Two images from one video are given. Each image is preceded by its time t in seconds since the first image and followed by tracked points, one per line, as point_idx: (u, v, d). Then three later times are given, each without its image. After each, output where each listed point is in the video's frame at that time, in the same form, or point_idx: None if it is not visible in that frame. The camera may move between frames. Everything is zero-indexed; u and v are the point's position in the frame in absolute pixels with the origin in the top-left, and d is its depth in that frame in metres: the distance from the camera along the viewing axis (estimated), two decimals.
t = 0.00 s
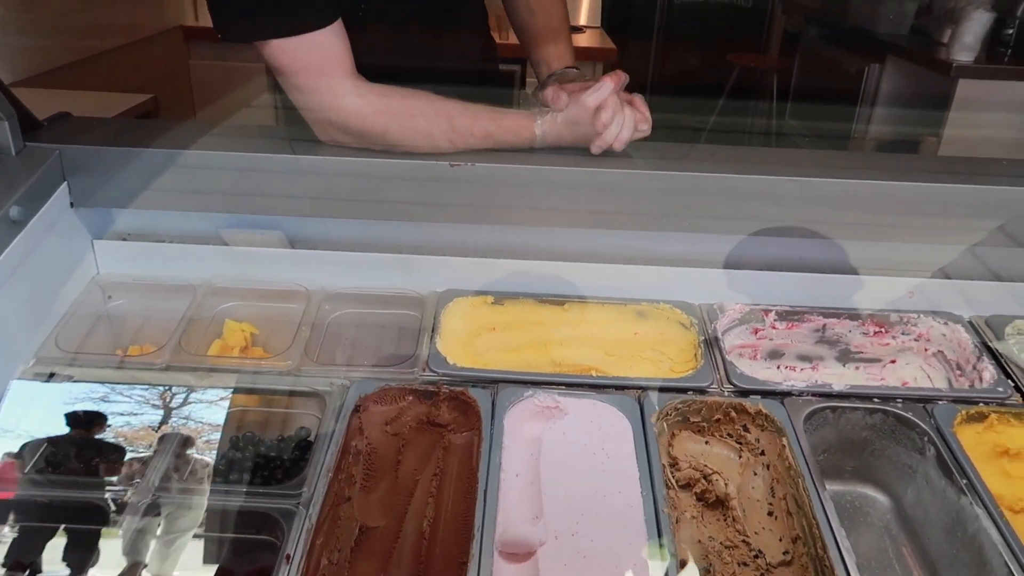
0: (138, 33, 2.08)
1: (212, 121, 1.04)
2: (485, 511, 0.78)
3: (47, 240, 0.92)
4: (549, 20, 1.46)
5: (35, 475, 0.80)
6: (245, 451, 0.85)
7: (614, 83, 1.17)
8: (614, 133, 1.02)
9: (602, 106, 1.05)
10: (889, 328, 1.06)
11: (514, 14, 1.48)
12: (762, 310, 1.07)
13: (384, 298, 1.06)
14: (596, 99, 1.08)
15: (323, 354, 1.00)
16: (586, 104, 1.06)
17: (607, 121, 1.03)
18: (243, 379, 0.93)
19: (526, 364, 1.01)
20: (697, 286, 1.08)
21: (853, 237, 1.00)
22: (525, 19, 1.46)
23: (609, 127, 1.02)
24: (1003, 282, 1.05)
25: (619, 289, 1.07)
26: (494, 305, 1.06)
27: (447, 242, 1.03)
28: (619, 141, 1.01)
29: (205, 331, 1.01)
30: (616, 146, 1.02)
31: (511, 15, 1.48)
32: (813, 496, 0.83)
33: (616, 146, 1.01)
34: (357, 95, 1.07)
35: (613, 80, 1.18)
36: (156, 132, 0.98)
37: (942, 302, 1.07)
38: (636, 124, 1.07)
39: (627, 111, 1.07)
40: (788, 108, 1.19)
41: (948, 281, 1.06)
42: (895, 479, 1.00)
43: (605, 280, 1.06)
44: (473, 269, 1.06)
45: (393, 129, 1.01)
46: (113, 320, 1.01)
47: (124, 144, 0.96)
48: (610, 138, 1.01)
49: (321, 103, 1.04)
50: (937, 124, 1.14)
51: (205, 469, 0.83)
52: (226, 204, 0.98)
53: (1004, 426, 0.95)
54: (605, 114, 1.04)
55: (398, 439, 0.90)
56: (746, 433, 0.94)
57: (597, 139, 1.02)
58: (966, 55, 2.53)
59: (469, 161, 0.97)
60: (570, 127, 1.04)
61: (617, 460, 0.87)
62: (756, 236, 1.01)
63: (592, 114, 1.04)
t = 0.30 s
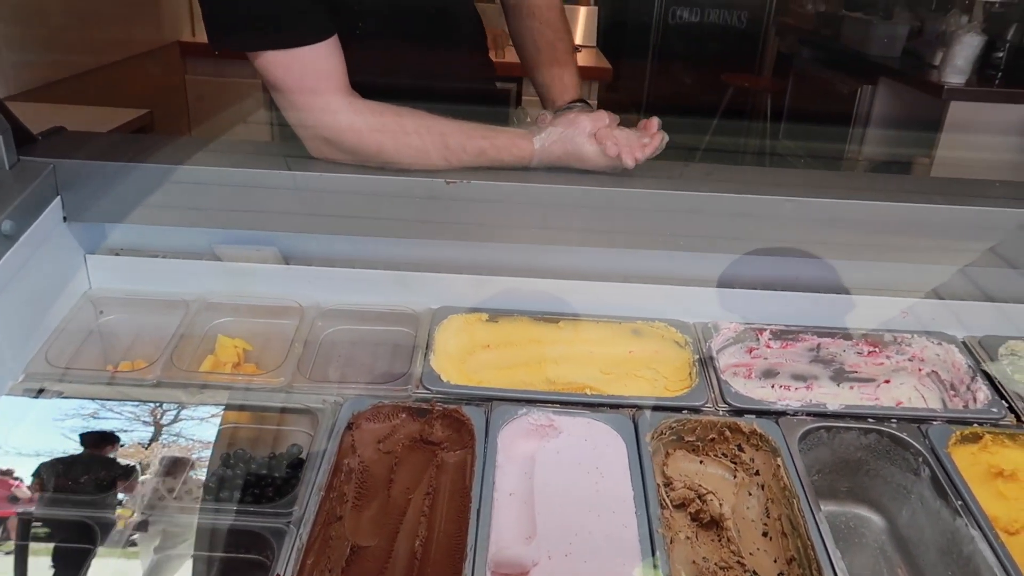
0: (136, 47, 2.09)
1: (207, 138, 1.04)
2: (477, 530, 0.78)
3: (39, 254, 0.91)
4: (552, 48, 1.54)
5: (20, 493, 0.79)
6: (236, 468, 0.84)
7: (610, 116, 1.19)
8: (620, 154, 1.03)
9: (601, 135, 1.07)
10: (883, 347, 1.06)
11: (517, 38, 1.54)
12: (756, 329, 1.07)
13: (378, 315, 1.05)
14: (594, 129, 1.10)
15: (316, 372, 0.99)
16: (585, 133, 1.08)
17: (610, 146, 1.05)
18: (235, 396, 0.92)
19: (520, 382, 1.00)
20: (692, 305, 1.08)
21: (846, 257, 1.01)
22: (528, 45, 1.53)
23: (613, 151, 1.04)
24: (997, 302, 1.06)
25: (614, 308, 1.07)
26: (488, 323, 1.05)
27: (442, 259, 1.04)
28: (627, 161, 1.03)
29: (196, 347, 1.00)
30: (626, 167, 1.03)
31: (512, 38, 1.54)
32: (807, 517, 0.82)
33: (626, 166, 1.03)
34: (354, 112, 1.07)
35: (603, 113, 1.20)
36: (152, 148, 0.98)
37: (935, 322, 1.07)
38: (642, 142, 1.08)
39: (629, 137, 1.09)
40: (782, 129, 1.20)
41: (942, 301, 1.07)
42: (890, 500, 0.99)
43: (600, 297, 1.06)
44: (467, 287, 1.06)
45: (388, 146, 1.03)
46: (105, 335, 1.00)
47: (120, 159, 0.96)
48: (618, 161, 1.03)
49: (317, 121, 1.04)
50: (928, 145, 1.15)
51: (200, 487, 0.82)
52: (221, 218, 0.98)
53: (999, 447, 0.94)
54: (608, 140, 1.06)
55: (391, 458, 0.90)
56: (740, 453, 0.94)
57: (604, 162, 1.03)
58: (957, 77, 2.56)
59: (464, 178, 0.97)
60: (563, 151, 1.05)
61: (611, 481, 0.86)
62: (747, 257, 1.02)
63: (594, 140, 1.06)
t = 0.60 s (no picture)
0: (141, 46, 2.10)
1: (210, 135, 1.04)
2: (475, 529, 0.78)
3: (40, 251, 0.92)
4: (553, 44, 1.54)
5: (25, 488, 0.79)
6: (236, 465, 0.84)
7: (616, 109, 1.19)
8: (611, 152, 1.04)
9: (595, 133, 1.08)
10: (885, 348, 1.06)
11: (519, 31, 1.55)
12: (757, 328, 1.06)
13: (379, 313, 1.06)
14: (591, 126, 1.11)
15: (317, 368, 0.99)
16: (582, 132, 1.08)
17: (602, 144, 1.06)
18: (239, 393, 0.92)
19: (521, 381, 1.00)
20: (694, 304, 1.07)
21: (846, 256, 1.01)
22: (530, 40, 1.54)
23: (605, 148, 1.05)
24: (1000, 303, 1.05)
25: (615, 307, 1.07)
26: (488, 322, 1.05)
27: (443, 257, 1.04)
28: (617, 158, 1.03)
29: (198, 345, 1.00)
30: (616, 165, 1.04)
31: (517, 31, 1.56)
32: (807, 516, 0.82)
33: (616, 163, 1.04)
34: (356, 110, 1.07)
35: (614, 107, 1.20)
36: (154, 146, 0.99)
37: (938, 322, 1.07)
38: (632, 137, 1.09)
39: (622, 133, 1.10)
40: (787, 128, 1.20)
41: (945, 301, 1.06)
42: (890, 500, 0.99)
43: (601, 295, 1.06)
44: (468, 285, 1.06)
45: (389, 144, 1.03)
46: (106, 331, 1.01)
47: (123, 157, 0.97)
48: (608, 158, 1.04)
49: (318, 119, 1.04)
50: (932, 144, 1.14)
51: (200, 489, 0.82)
52: (222, 215, 0.98)
53: (1000, 447, 0.94)
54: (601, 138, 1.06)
55: (390, 455, 0.90)
56: (741, 453, 0.94)
57: (595, 159, 1.04)
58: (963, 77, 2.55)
59: (465, 177, 0.97)
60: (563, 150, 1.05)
61: (610, 480, 0.86)
62: (749, 256, 1.02)
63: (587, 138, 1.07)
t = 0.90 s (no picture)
0: (149, 47, 2.11)
1: (218, 135, 1.05)
2: (481, 526, 0.78)
3: (50, 252, 0.93)
4: (563, 44, 1.54)
5: (42, 486, 0.79)
6: (245, 463, 0.85)
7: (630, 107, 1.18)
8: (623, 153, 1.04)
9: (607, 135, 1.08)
10: (893, 344, 1.05)
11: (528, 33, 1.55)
12: (763, 325, 1.05)
13: (385, 313, 1.06)
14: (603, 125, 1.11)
15: (323, 367, 1.00)
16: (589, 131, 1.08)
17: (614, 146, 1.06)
18: (250, 392, 0.93)
19: (527, 380, 1.01)
20: (700, 301, 1.07)
21: (853, 253, 1.00)
22: (538, 39, 1.54)
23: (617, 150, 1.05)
24: (1010, 298, 1.04)
25: (621, 304, 1.07)
26: (495, 320, 1.05)
27: (449, 255, 1.04)
28: (629, 159, 1.03)
29: (206, 344, 1.01)
30: (629, 164, 1.04)
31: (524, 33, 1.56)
32: (813, 513, 0.82)
33: (628, 163, 1.04)
34: (362, 109, 1.08)
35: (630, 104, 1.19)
36: (162, 146, 1.00)
37: (947, 319, 1.06)
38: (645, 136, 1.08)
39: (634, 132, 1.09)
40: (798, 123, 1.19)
41: (955, 297, 1.05)
42: (898, 497, 0.99)
43: (608, 293, 1.06)
44: (474, 283, 1.06)
45: (396, 143, 1.03)
46: (115, 330, 1.02)
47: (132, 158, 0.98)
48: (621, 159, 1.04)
49: (325, 120, 1.05)
50: (943, 140, 1.13)
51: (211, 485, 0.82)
52: (230, 214, 0.99)
53: (1009, 444, 0.93)
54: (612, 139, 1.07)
55: (397, 452, 0.90)
56: (747, 450, 0.93)
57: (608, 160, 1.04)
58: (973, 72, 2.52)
59: (469, 175, 0.98)
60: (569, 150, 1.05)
61: (615, 477, 0.86)
62: (755, 253, 1.01)
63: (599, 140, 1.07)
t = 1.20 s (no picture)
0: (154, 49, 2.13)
1: (221, 136, 1.06)
2: (482, 523, 0.79)
3: (54, 254, 0.94)
4: (563, 45, 1.54)
5: (52, 486, 0.79)
6: (251, 463, 0.86)
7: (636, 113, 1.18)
8: (625, 148, 1.05)
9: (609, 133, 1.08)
10: (896, 341, 1.04)
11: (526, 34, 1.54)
12: (766, 322, 1.05)
13: (388, 312, 1.07)
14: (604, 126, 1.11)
15: (326, 367, 1.00)
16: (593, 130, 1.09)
17: (617, 141, 1.06)
18: (257, 392, 0.94)
19: (528, 378, 1.01)
20: (701, 298, 1.07)
21: (855, 249, 1.00)
22: (537, 40, 1.53)
23: (620, 145, 1.05)
24: (1015, 294, 1.04)
25: (623, 302, 1.07)
26: (496, 318, 1.06)
27: (451, 254, 1.05)
28: (631, 155, 1.04)
29: (209, 344, 1.01)
30: (631, 160, 1.04)
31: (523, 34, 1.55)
32: (815, 509, 0.82)
33: (631, 158, 1.04)
34: (365, 110, 1.09)
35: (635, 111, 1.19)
36: (168, 147, 1.01)
37: (951, 314, 1.06)
38: (648, 136, 1.08)
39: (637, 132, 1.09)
40: (802, 121, 1.19)
41: (959, 293, 1.05)
42: (901, 493, 0.98)
43: (610, 291, 1.06)
44: (476, 282, 1.07)
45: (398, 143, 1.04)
46: (120, 331, 1.03)
47: (137, 160, 0.99)
48: (623, 155, 1.04)
49: (326, 118, 1.06)
50: (949, 136, 1.13)
51: (218, 485, 0.83)
52: (234, 215, 1.00)
53: (1012, 440, 0.93)
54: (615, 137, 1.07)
55: (399, 452, 0.91)
56: (749, 447, 0.94)
57: (609, 157, 1.04)
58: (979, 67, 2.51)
59: (470, 175, 0.98)
60: (569, 149, 1.07)
61: (616, 475, 0.87)
62: (759, 250, 1.01)
63: (601, 137, 1.07)
